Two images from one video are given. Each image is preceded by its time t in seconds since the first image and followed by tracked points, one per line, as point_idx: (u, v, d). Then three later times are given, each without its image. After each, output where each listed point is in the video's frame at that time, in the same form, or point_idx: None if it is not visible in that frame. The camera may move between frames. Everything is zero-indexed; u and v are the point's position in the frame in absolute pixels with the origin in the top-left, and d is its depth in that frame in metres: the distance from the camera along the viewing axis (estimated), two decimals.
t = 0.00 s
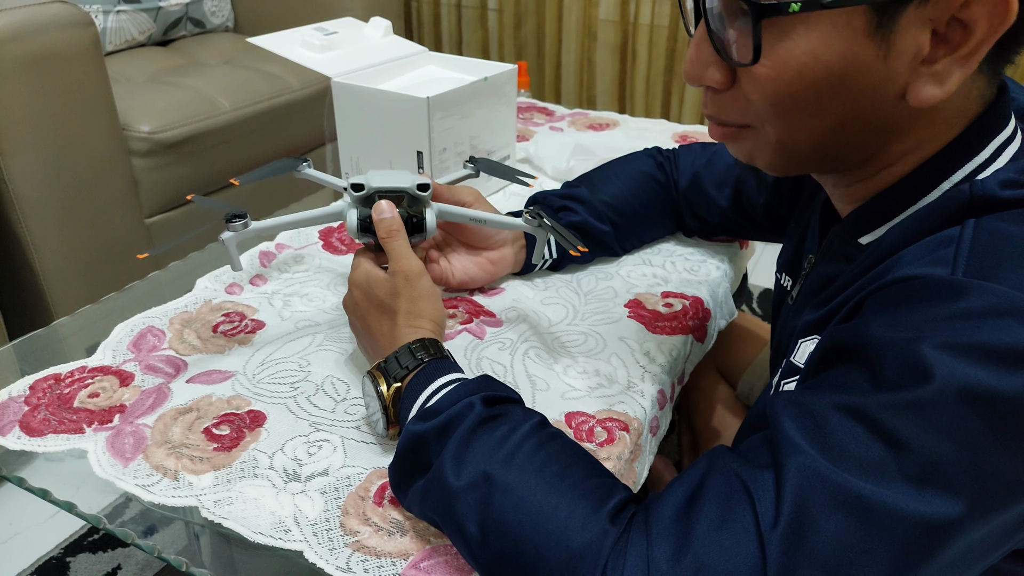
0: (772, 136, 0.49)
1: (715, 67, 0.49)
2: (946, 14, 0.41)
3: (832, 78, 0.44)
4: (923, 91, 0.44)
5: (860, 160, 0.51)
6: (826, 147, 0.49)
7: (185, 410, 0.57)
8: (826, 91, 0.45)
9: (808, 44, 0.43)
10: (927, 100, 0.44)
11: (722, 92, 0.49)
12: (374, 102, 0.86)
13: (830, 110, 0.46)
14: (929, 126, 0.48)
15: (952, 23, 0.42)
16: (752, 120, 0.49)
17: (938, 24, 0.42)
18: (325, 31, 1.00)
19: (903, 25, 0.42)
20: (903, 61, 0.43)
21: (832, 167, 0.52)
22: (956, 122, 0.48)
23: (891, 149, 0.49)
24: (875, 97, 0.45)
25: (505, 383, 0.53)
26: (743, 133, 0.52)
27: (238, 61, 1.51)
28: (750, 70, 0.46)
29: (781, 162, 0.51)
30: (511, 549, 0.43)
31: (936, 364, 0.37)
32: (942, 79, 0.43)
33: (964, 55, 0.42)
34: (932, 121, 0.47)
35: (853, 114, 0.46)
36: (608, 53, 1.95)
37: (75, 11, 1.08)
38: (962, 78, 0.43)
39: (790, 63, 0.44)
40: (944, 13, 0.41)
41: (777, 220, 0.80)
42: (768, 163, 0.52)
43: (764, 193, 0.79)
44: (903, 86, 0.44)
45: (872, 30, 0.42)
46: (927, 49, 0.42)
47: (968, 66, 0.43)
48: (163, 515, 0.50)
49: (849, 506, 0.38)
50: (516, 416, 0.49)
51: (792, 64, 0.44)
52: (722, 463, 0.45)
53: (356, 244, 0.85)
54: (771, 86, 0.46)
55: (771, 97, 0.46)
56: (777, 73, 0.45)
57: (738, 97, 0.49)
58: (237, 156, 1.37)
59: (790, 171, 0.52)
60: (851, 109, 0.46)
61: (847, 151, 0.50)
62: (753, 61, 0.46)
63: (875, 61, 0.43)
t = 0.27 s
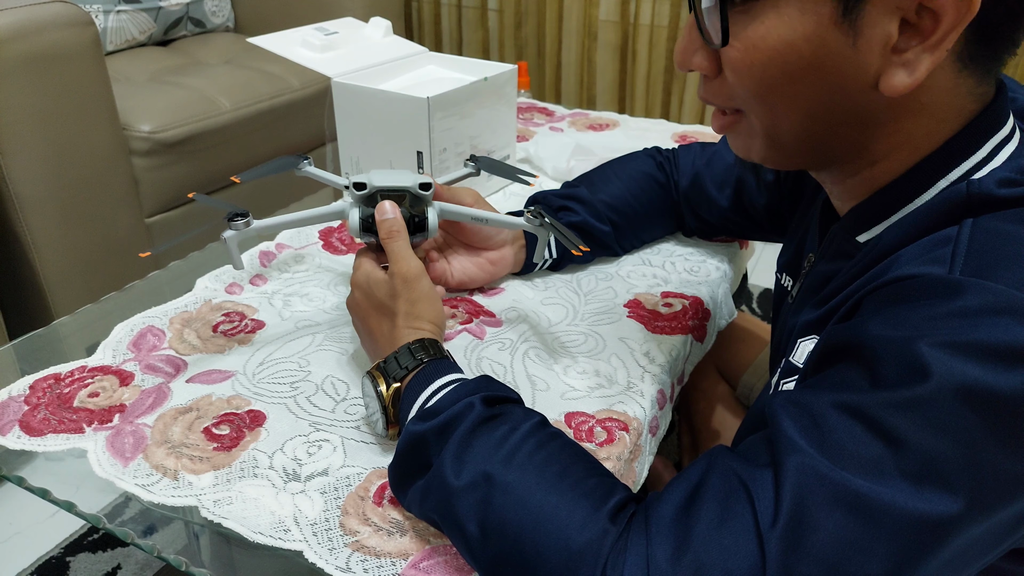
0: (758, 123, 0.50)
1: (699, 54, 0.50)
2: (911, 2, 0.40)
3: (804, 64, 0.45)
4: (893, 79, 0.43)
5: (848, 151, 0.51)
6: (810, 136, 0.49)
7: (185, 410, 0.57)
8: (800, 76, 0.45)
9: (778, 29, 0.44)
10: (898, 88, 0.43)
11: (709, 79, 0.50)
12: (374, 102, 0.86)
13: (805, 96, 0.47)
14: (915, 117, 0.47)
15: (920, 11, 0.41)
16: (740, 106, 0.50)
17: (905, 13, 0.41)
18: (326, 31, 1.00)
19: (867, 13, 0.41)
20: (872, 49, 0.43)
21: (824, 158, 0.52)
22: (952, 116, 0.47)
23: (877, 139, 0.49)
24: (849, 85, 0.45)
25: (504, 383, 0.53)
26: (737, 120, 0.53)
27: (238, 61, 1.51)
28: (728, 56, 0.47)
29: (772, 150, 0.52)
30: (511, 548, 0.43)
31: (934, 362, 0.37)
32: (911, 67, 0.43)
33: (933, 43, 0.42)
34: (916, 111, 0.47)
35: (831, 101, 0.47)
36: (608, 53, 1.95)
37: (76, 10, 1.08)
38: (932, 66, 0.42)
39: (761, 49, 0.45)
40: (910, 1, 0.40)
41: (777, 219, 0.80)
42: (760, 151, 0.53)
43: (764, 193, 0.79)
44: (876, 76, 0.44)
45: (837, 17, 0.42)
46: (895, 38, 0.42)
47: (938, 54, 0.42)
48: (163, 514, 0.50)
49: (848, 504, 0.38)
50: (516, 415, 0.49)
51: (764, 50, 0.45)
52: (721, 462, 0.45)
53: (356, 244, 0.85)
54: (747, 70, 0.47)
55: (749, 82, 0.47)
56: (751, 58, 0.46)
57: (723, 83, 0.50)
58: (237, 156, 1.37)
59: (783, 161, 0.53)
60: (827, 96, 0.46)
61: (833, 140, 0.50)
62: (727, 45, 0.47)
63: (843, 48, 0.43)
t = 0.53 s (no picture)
0: (757, 119, 0.50)
1: (702, 47, 0.50)
2: (910, 5, 0.41)
3: (803, 63, 0.45)
4: (891, 82, 0.44)
5: (848, 151, 0.51)
6: (808, 134, 0.49)
7: (185, 410, 0.57)
8: (798, 76, 0.45)
9: (778, 27, 0.44)
10: (895, 92, 0.44)
11: (709, 73, 0.51)
12: (375, 102, 0.86)
13: (803, 95, 0.46)
14: (913, 118, 0.47)
15: (920, 15, 0.41)
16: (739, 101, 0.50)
17: (905, 15, 0.41)
18: (326, 31, 1.00)
19: (866, 14, 0.42)
20: (870, 50, 0.43)
21: (822, 156, 0.52)
22: (952, 119, 0.47)
23: (875, 139, 0.49)
24: (847, 87, 0.45)
25: (504, 384, 0.53)
26: (737, 115, 0.53)
27: (238, 60, 1.50)
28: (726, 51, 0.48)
29: (770, 147, 0.52)
30: (510, 549, 0.43)
31: (934, 364, 0.37)
32: (908, 71, 0.43)
33: (931, 47, 0.42)
34: (914, 113, 0.47)
35: (830, 102, 0.47)
36: (609, 53, 1.94)
37: (76, 9, 1.08)
38: (928, 71, 0.43)
39: (759, 46, 0.45)
40: (909, 3, 0.41)
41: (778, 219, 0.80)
42: (759, 147, 0.53)
43: (764, 194, 0.79)
44: (873, 78, 0.44)
45: (836, 17, 0.42)
46: (893, 40, 0.42)
47: (935, 58, 0.42)
48: (162, 515, 0.49)
49: (848, 506, 0.37)
50: (516, 416, 0.49)
51: (763, 48, 0.45)
52: (722, 464, 0.45)
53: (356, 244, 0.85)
54: (745, 68, 0.47)
55: (746, 79, 0.47)
56: (750, 55, 0.46)
57: (722, 77, 0.50)
58: (237, 156, 1.37)
59: (781, 158, 0.53)
60: (825, 97, 0.46)
61: (832, 139, 0.50)
62: (726, 42, 0.47)
63: (841, 48, 0.43)
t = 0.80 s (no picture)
0: (759, 116, 0.50)
1: (708, 41, 0.51)
2: (912, 10, 0.41)
3: (804, 63, 0.45)
4: (891, 87, 0.44)
5: (849, 150, 0.51)
6: (809, 134, 0.49)
7: (185, 410, 0.57)
8: (799, 75, 0.45)
9: (781, 26, 0.44)
10: (893, 97, 0.44)
11: (714, 67, 0.51)
12: (375, 102, 0.86)
13: (804, 95, 0.46)
14: (914, 121, 0.47)
15: (922, 21, 0.41)
16: (742, 98, 0.51)
17: (907, 21, 0.41)
18: (326, 31, 1.00)
19: (869, 18, 0.41)
20: (871, 54, 0.43)
21: (823, 155, 0.52)
22: (954, 121, 0.47)
23: (876, 140, 0.49)
24: (848, 88, 0.45)
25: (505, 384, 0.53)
26: (741, 111, 0.53)
27: (238, 60, 1.50)
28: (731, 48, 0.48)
29: (772, 144, 0.52)
30: (511, 549, 0.43)
31: (936, 365, 0.37)
32: (908, 77, 0.43)
33: (932, 54, 0.41)
34: (916, 116, 0.47)
35: (830, 102, 0.46)
36: (609, 53, 1.94)
37: (76, 9, 1.08)
38: (928, 78, 0.42)
39: (761, 45, 0.45)
40: (911, 9, 0.41)
41: (779, 219, 0.80)
42: (761, 143, 0.53)
43: (766, 192, 0.79)
44: (874, 81, 0.44)
45: (838, 19, 0.42)
46: (895, 45, 0.42)
47: (935, 66, 0.42)
48: (162, 514, 0.49)
49: (849, 507, 0.37)
50: (517, 417, 0.49)
51: (765, 46, 0.45)
52: (722, 464, 0.45)
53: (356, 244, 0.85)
54: (748, 65, 0.47)
55: (749, 77, 0.48)
56: (753, 53, 0.46)
57: (726, 71, 0.50)
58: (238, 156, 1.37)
59: (783, 155, 0.53)
60: (826, 97, 0.46)
61: (833, 139, 0.50)
62: (731, 39, 0.47)
63: (842, 50, 0.43)
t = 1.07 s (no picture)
0: (762, 114, 0.50)
1: (715, 38, 0.51)
2: (918, 15, 0.40)
3: (809, 63, 0.45)
4: (894, 91, 0.43)
5: (851, 149, 0.51)
6: (812, 134, 0.49)
7: (185, 410, 0.57)
8: (804, 75, 0.46)
9: (786, 26, 0.44)
10: (896, 101, 0.44)
11: (721, 64, 0.51)
12: (375, 102, 0.86)
13: (808, 95, 0.47)
14: (918, 123, 0.47)
15: (927, 25, 0.41)
16: (747, 95, 0.51)
17: (913, 25, 0.41)
18: (326, 31, 1.00)
19: (874, 20, 0.41)
20: (875, 56, 0.43)
21: (825, 154, 0.52)
22: (953, 124, 0.47)
23: (879, 140, 0.49)
24: (851, 89, 0.45)
25: (505, 385, 0.53)
26: (745, 109, 0.53)
27: (238, 60, 1.50)
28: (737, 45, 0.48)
29: (776, 142, 0.52)
30: (511, 550, 0.43)
31: (937, 367, 0.37)
32: (911, 82, 0.43)
33: (936, 60, 0.41)
34: (920, 118, 0.47)
35: (834, 103, 0.47)
36: (609, 53, 1.94)
37: (76, 9, 1.08)
38: (931, 84, 0.42)
39: (767, 44, 0.45)
40: (916, 14, 0.40)
41: (780, 216, 0.81)
42: (764, 141, 0.53)
43: (766, 190, 0.79)
44: (878, 83, 0.44)
45: (843, 21, 0.42)
46: (899, 48, 0.42)
47: (939, 71, 0.42)
48: (162, 514, 0.50)
49: (850, 508, 0.38)
50: (517, 417, 0.49)
51: (770, 45, 0.45)
52: (722, 464, 0.45)
53: (356, 244, 0.85)
54: (753, 64, 0.47)
55: (754, 75, 0.48)
56: (759, 51, 0.46)
57: (732, 68, 0.50)
58: (238, 156, 1.37)
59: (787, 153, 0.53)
60: (830, 98, 0.46)
61: (835, 139, 0.50)
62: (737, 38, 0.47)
63: (846, 52, 0.43)
